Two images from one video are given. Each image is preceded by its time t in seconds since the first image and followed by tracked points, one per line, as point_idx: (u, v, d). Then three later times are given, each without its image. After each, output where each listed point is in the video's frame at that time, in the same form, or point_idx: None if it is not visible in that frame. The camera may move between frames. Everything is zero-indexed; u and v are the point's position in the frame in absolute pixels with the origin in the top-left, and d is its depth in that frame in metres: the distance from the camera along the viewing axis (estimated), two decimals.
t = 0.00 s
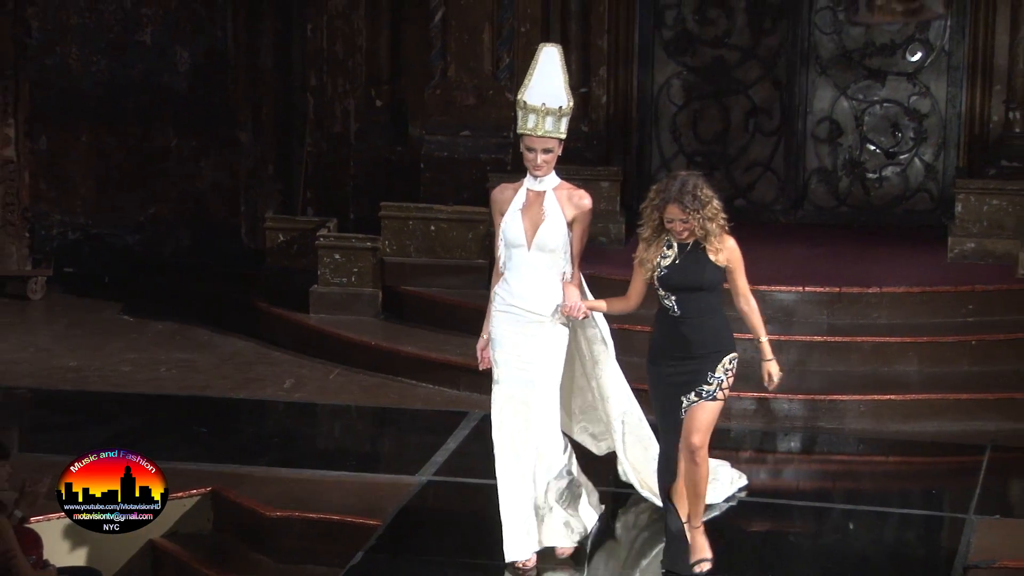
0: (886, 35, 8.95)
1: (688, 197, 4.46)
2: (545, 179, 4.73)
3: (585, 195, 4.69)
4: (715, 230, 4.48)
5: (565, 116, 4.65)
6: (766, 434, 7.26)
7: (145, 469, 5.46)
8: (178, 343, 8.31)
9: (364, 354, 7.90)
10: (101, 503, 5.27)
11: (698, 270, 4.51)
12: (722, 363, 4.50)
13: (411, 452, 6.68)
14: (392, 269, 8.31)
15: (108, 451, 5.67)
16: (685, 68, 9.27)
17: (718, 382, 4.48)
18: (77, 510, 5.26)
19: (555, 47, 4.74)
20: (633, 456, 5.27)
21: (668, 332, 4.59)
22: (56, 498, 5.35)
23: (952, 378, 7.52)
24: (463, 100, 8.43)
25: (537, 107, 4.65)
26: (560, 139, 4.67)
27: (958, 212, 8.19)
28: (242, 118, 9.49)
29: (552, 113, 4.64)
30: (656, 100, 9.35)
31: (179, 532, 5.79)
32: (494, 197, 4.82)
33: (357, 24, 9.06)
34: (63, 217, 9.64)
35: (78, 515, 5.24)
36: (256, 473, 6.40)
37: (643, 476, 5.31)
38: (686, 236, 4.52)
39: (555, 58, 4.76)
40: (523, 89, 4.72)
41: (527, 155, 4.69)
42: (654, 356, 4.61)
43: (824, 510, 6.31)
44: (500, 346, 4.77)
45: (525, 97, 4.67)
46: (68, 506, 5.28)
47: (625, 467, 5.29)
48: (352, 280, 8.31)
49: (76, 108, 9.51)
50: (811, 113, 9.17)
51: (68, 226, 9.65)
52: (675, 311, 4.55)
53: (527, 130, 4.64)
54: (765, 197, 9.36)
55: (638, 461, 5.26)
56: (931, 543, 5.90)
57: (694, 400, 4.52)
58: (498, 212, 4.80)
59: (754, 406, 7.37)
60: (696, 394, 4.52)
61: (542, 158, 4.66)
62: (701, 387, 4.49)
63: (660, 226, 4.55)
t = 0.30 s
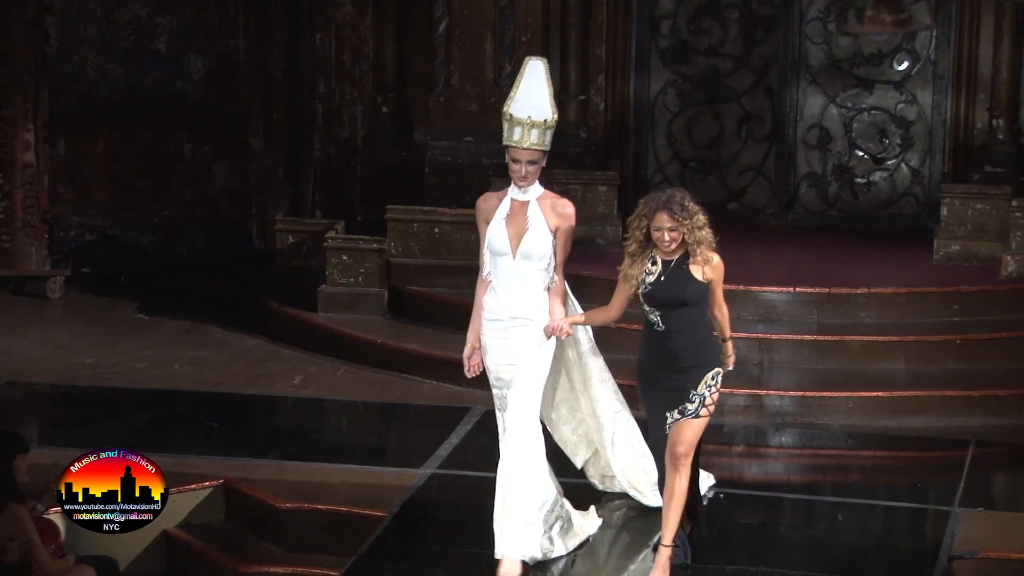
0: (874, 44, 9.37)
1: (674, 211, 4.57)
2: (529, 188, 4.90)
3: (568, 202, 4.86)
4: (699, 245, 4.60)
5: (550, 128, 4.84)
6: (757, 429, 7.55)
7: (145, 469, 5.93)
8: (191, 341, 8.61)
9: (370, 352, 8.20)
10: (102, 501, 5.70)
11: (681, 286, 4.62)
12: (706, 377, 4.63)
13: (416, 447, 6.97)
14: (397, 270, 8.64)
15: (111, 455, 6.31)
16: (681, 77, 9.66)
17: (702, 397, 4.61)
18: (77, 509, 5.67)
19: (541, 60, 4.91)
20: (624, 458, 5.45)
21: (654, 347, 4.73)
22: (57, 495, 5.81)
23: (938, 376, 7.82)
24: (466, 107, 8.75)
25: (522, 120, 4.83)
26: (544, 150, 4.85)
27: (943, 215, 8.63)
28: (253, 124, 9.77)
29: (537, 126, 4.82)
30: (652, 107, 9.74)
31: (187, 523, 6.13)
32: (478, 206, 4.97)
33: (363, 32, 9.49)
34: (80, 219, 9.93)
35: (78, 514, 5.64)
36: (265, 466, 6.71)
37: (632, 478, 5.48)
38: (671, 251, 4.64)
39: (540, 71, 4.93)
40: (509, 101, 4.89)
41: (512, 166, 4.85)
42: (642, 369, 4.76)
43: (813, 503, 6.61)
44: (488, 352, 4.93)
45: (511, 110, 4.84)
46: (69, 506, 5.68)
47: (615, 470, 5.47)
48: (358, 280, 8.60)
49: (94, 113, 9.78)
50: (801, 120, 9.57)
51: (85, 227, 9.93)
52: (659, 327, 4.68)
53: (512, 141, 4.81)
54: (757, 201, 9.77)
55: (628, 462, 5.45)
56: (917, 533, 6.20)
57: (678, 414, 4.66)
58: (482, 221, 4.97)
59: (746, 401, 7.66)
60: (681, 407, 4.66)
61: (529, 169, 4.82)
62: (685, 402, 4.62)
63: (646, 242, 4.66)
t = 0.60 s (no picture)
0: (864, 52, 9.69)
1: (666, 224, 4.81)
2: (515, 210, 5.03)
3: (554, 224, 5.00)
4: (689, 257, 4.82)
5: (538, 149, 4.92)
6: (751, 422, 7.85)
7: (145, 470, 6.30)
8: (206, 337, 8.93)
9: (378, 348, 8.50)
10: (102, 502, 6.01)
11: (670, 296, 4.85)
12: (690, 385, 4.81)
13: (423, 439, 7.28)
14: (405, 268, 8.94)
15: (112, 454, 6.73)
16: (678, 82, 10.02)
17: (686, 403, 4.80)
18: (77, 509, 5.93)
19: (529, 85, 5.03)
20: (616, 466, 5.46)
21: (644, 356, 4.95)
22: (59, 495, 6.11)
23: (927, 371, 8.11)
24: (471, 111, 9.01)
25: (511, 142, 4.91)
26: (532, 172, 4.93)
27: (931, 216, 9.01)
28: (266, 128, 10.09)
29: (526, 147, 4.91)
30: (651, 112, 10.08)
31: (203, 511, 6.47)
32: (465, 227, 5.10)
33: (372, 40, 9.83)
34: (98, 218, 10.23)
35: (79, 514, 5.91)
36: (276, 458, 7.01)
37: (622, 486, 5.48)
38: (662, 263, 4.87)
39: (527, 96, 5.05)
40: (497, 124, 4.99)
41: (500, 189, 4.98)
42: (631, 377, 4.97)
43: (806, 494, 6.91)
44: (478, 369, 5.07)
45: (500, 131, 4.93)
46: (69, 505, 5.98)
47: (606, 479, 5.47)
48: (367, 278, 8.96)
49: (111, 117, 10.07)
50: (794, 124, 9.92)
51: (103, 226, 10.22)
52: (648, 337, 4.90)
53: (501, 163, 4.91)
54: (752, 202, 10.10)
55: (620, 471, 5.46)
56: (906, 524, 6.50)
57: (663, 419, 4.84)
58: (469, 243, 5.08)
59: (740, 396, 7.97)
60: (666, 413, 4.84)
61: (516, 189, 4.93)
62: (669, 408, 4.80)
63: (637, 253, 4.89)
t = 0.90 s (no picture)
0: (857, 56, 9.96)
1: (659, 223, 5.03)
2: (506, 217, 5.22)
3: (542, 230, 5.18)
4: (680, 256, 5.04)
5: (528, 156, 5.15)
6: (747, 416, 8.08)
7: (145, 470, 6.39)
8: (215, 332, 9.16)
9: (384, 343, 8.74)
10: (101, 502, 6.10)
11: (662, 294, 5.06)
12: (684, 380, 5.04)
13: (428, 432, 7.52)
14: (410, 266, 9.19)
15: (112, 456, 6.77)
16: (675, 86, 10.25)
17: (680, 398, 5.02)
18: (77, 509, 6.05)
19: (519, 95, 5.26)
20: (603, 465, 5.64)
21: (634, 354, 5.14)
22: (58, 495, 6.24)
23: (918, 367, 8.35)
24: (474, 113, 9.25)
25: (501, 148, 5.13)
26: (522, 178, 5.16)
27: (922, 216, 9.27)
28: (275, 130, 10.39)
29: (516, 154, 5.13)
30: (649, 114, 10.32)
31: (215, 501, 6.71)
32: (456, 233, 5.29)
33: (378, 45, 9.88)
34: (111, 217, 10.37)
35: (78, 515, 6.02)
36: (284, 451, 7.24)
37: (609, 485, 5.66)
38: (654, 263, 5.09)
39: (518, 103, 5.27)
40: (488, 131, 5.21)
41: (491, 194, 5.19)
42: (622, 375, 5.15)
43: (800, 486, 7.14)
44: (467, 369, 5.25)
45: (491, 139, 5.15)
46: (70, 506, 6.08)
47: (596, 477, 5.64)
48: (372, 276, 9.20)
49: (122, 119, 10.24)
50: (790, 126, 10.16)
51: (116, 225, 10.37)
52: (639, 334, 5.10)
53: (492, 169, 5.14)
54: (747, 203, 10.36)
55: (607, 469, 5.64)
56: (897, 515, 6.74)
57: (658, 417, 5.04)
58: (460, 247, 5.27)
59: (737, 390, 8.19)
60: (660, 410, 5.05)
61: (507, 195, 5.14)
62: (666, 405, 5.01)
63: (629, 252, 5.10)
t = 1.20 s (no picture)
0: (849, 59, 10.29)
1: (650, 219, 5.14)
2: (498, 214, 5.36)
3: (532, 227, 5.31)
4: (669, 252, 5.16)
5: (518, 157, 5.28)
6: (743, 407, 8.39)
7: (145, 470, 6.16)
8: (230, 325, 9.49)
9: (393, 337, 9.06)
10: (101, 502, 5.84)
11: (652, 290, 5.18)
12: (672, 377, 5.18)
13: (435, 423, 7.84)
14: (418, 261, 9.55)
15: (112, 454, 6.39)
16: (674, 89, 10.62)
17: (670, 395, 5.17)
18: (77, 510, 5.83)
19: (510, 95, 5.38)
20: (582, 461, 5.77)
21: (625, 348, 5.28)
22: (57, 496, 5.97)
23: (907, 360, 8.65)
24: (480, 114, 9.55)
25: (491, 148, 5.27)
26: (513, 178, 5.30)
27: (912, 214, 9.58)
28: (288, 129, 10.79)
29: (506, 154, 5.27)
30: (649, 116, 10.69)
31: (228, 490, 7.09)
32: (450, 230, 5.44)
33: (386, 47, 10.37)
34: (130, 215, 10.56)
35: (78, 515, 5.80)
36: (297, 439, 7.58)
37: (590, 479, 5.81)
38: (644, 259, 5.22)
39: (510, 104, 5.40)
40: (480, 131, 5.35)
41: (483, 193, 5.33)
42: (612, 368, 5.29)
43: (794, 474, 7.45)
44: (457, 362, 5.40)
45: (482, 139, 5.29)
46: (69, 506, 5.84)
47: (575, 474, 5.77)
48: (382, 272, 9.51)
49: (140, 118, 10.44)
50: (784, 127, 10.52)
51: (134, 223, 10.57)
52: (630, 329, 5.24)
53: (483, 168, 5.27)
54: (743, 202, 10.69)
55: (587, 466, 5.78)
56: (888, 503, 7.04)
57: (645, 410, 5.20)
58: (453, 243, 5.41)
59: (733, 382, 8.51)
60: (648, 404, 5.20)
61: (498, 194, 5.28)
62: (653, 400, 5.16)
63: (620, 247, 5.23)
